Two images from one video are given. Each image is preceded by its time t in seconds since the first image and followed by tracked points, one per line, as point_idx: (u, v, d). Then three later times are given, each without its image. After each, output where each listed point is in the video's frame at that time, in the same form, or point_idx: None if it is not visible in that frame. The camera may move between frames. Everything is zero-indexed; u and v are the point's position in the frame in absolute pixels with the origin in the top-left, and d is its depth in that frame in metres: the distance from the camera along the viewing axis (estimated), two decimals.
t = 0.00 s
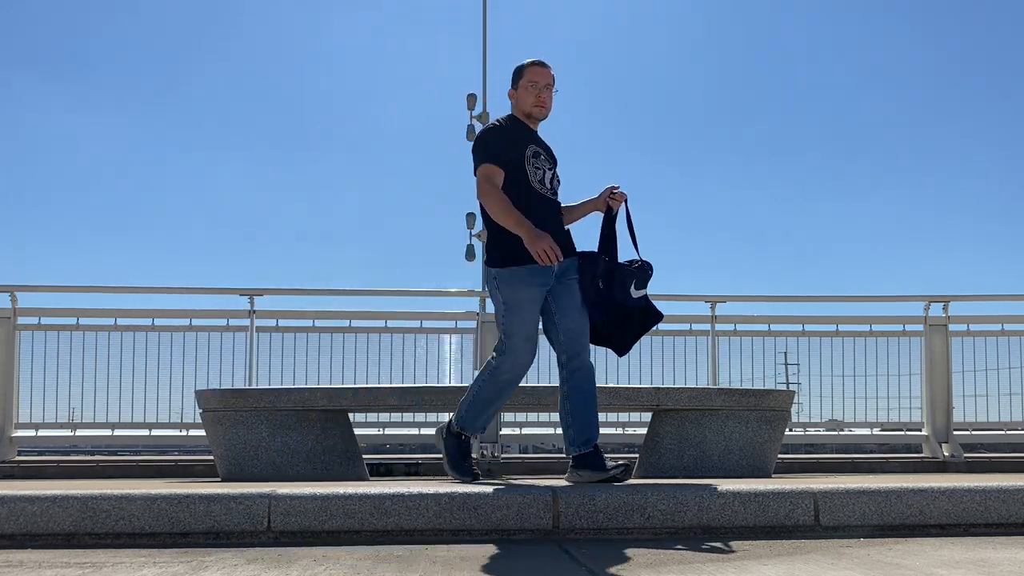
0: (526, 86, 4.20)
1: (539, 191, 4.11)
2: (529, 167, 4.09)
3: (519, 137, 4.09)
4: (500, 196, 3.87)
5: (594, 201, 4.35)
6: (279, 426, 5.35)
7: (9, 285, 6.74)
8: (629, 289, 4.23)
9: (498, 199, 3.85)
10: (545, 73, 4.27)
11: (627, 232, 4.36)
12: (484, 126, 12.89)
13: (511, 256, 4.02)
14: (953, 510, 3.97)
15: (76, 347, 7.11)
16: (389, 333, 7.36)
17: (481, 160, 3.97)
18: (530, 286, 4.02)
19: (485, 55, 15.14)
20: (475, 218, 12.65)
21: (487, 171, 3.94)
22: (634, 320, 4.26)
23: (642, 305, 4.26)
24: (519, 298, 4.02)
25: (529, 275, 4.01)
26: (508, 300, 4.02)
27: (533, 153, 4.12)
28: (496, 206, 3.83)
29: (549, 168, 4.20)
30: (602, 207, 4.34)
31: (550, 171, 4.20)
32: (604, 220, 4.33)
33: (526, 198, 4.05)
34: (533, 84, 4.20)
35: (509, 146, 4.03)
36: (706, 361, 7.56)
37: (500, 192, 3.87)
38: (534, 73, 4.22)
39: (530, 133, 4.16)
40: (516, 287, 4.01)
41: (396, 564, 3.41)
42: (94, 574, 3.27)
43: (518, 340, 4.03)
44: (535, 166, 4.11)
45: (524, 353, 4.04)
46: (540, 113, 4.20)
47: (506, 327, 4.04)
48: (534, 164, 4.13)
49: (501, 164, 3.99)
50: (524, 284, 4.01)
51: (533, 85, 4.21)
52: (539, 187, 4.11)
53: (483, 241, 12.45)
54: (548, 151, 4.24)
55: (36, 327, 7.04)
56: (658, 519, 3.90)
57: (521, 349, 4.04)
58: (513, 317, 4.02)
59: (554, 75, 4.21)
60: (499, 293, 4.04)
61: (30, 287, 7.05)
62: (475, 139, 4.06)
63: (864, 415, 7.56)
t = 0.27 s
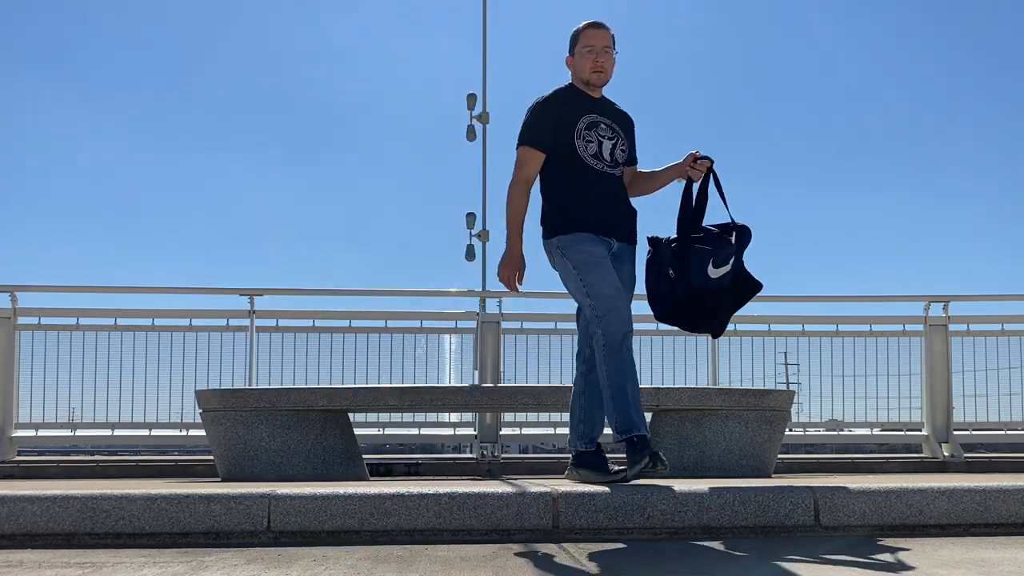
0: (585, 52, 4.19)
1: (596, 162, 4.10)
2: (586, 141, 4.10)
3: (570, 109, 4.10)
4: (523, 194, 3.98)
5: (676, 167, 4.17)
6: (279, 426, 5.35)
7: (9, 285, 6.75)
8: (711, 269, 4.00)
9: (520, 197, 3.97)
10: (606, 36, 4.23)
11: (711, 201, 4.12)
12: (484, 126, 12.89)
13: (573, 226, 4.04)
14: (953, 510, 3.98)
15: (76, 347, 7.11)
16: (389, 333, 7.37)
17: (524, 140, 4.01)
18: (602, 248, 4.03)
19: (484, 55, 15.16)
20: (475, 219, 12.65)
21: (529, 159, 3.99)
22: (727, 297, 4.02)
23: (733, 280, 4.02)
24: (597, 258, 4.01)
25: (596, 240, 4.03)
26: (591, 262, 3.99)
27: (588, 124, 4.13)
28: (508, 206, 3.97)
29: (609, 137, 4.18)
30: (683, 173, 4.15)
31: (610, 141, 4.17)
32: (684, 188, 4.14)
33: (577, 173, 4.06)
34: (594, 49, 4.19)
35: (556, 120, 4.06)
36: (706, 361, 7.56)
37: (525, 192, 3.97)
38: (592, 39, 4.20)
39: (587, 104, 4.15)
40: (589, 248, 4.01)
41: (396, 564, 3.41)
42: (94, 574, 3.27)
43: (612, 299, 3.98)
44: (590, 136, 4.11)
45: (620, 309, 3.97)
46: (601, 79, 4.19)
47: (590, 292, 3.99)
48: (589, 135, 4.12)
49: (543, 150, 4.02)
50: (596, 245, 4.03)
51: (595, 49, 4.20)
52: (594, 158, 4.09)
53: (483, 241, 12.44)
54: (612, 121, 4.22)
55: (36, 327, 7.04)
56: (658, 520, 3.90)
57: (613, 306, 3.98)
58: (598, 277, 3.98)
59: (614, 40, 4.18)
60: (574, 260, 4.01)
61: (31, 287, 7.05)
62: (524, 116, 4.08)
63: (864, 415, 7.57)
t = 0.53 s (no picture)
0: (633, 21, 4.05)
1: (646, 137, 3.96)
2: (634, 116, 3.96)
3: (614, 87, 3.97)
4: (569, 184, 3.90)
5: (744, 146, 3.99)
6: (279, 426, 5.35)
7: (9, 284, 6.74)
8: (787, 267, 3.80)
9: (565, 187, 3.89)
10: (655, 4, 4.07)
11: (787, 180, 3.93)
12: (484, 126, 12.89)
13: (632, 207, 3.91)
14: (953, 511, 3.97)
15: (76, 346, 7.11)
16: (389, 333, 7.37)
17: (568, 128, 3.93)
18: (654, 240, 3.89)
19: (485, 56, 15.16)
20: (476, 219, 12.64)
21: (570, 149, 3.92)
22: (813, 296, 3.75)
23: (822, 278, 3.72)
24: (647, 251, 3.88)
25: (650, 231, 3.90)
26: (639, 258, 3.89)
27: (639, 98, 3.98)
28: (554, 199, 3.90)
29: (662, 111, 4.03)
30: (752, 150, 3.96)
31: (662, 114, 4.02)
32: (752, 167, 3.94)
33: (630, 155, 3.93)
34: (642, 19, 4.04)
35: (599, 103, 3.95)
36: (706, 361, 7.55)
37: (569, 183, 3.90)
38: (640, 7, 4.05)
39: (635, 76, 4.00)
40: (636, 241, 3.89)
41: (395, 564, 3.41)
42: (94, 574, 3.27)
43: (660, 301, 3.88)
44: (637, 110, 3.96)
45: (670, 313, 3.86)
46: (649, 49, 4.04)
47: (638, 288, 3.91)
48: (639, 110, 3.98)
49: (585, 135, 3.94)
50: (648, 237, 3.89)
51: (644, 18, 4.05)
52: (643, 132, 3.95)
53: (484, 241, 12.44)
54: (664, 93, 4.05)
55: (36, 327, 7.04)
56: (658, 520, 3.90)
57: (665, 307, 3.86)
58: (643, 273, 3.89)
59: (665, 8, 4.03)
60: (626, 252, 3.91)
61: (31, 287, 7.05)
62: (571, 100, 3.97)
63: (864, 415, 7.57)
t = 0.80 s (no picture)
0: None
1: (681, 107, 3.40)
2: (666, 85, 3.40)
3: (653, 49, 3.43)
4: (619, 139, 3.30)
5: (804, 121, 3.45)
6: (279, 426, 5.35)
7: (9, 285, 6.74)
8: (839, 256, 3.31)
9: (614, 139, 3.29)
10: None
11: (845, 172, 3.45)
12: (483, 125, 12.87)
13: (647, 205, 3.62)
14: (953, 511, 3.97)
15: (76, 347, 7.11)
16: (389, 333, 7.38)
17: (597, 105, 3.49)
18: (674, 233, 3.33)
19: (484, 55, 15.16)
20: (476, 218, 12.63)
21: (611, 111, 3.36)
22: (873, 295, 3.24)
23: (887, 274, 3.20)
24: (665, 247, 3.34)
25: (672, 218, 3.33)
26: (657, 252, 3.36)
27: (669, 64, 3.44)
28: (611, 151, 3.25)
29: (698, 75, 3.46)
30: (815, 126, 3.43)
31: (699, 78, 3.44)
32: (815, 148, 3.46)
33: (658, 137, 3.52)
34: None
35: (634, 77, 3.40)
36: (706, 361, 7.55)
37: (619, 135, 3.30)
38: None
39: (672, 40, 3.45)
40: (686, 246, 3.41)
41: (395, 564, 3.41)
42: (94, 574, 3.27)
43: (676, 300, 3.32)
44: (671, 75, 3.41)
45: (684, 311, 3.31)
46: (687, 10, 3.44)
47: (658, 285, 3.38)
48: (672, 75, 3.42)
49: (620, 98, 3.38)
50: (668, 230, 3.33)
51: None
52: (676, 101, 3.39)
53: (484, 240, 12.43)
54: (703, 55, 3.48)
55: (36, 327, 7.03)
56: (658, 519, 3.90)
57: (681, 309, 3.32)
58: (661, 270, 3.35)
59: None
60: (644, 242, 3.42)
61: (31, 287, 7.05)
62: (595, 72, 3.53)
63: (864, 415, 7.57)
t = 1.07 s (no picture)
0: None
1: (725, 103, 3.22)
2: (721, 79, 3.19)
3: (704, 43, 3.23)
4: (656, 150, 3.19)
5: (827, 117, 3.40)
6: (279, 426, 5.35)
7: (9, 284, 6.74)
8: (901, 284, 3.02)
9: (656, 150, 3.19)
10: None
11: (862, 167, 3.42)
12: (483, 125, 12.88)
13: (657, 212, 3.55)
14: (953, 511, 3.97)
15: (76, 347, 7.11)
16: (389, 333, 7.40)
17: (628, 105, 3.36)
18: (726, 254, 3.14)
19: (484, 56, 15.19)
20: (476, 218, 12.63)
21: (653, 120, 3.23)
22: (941, 329, 2.87)
23: (956, 307, 2.83)
24: (716, 266, 3.15)
25: (727, 234, 3.14)
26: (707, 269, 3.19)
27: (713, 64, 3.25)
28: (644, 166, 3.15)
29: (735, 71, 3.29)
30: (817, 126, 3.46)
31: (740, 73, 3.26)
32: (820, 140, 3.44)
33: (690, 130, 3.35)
34: None
35: (685, 72, 3.21)
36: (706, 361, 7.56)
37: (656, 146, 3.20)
38: None
39: (728, 33, 3.26)
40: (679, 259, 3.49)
41: (396, 563, 3.41)
42: (93, 574, 3.27)
43: (720, 323, 3.16)
44: (728, 68, 3.20)
45: (724, 341, 3.16)
46: None
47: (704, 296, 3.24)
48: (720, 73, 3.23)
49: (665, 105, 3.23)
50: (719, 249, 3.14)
51: None
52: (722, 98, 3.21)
53: (484, 240, 12.44)
54: (765, 45, 3.27)
55: (36, 327, 7.02)
56: (658, 519, 3.90)
57: (721, 333, 3.17)
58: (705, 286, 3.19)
59: None
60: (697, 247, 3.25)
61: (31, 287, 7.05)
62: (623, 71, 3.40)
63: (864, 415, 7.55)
